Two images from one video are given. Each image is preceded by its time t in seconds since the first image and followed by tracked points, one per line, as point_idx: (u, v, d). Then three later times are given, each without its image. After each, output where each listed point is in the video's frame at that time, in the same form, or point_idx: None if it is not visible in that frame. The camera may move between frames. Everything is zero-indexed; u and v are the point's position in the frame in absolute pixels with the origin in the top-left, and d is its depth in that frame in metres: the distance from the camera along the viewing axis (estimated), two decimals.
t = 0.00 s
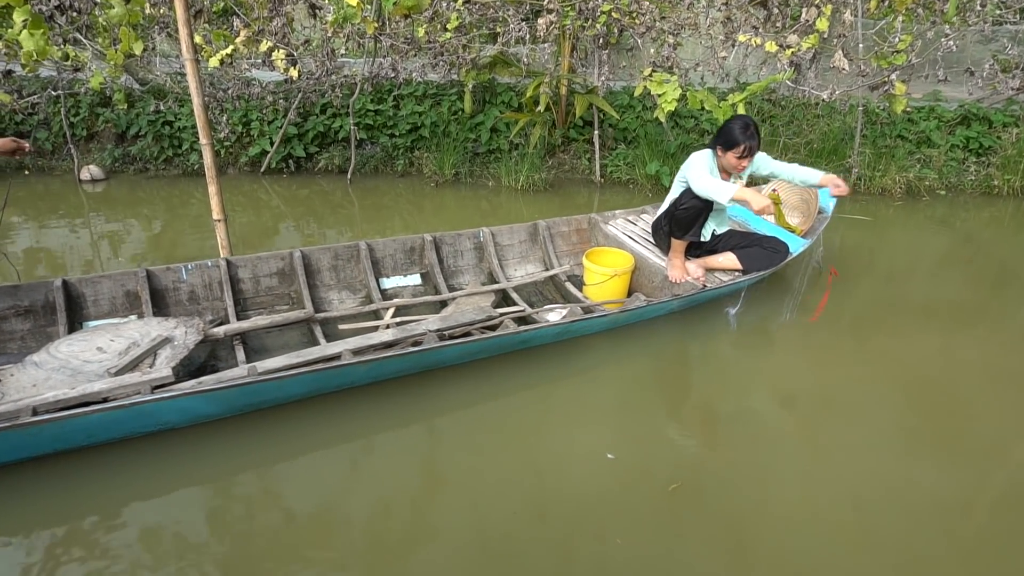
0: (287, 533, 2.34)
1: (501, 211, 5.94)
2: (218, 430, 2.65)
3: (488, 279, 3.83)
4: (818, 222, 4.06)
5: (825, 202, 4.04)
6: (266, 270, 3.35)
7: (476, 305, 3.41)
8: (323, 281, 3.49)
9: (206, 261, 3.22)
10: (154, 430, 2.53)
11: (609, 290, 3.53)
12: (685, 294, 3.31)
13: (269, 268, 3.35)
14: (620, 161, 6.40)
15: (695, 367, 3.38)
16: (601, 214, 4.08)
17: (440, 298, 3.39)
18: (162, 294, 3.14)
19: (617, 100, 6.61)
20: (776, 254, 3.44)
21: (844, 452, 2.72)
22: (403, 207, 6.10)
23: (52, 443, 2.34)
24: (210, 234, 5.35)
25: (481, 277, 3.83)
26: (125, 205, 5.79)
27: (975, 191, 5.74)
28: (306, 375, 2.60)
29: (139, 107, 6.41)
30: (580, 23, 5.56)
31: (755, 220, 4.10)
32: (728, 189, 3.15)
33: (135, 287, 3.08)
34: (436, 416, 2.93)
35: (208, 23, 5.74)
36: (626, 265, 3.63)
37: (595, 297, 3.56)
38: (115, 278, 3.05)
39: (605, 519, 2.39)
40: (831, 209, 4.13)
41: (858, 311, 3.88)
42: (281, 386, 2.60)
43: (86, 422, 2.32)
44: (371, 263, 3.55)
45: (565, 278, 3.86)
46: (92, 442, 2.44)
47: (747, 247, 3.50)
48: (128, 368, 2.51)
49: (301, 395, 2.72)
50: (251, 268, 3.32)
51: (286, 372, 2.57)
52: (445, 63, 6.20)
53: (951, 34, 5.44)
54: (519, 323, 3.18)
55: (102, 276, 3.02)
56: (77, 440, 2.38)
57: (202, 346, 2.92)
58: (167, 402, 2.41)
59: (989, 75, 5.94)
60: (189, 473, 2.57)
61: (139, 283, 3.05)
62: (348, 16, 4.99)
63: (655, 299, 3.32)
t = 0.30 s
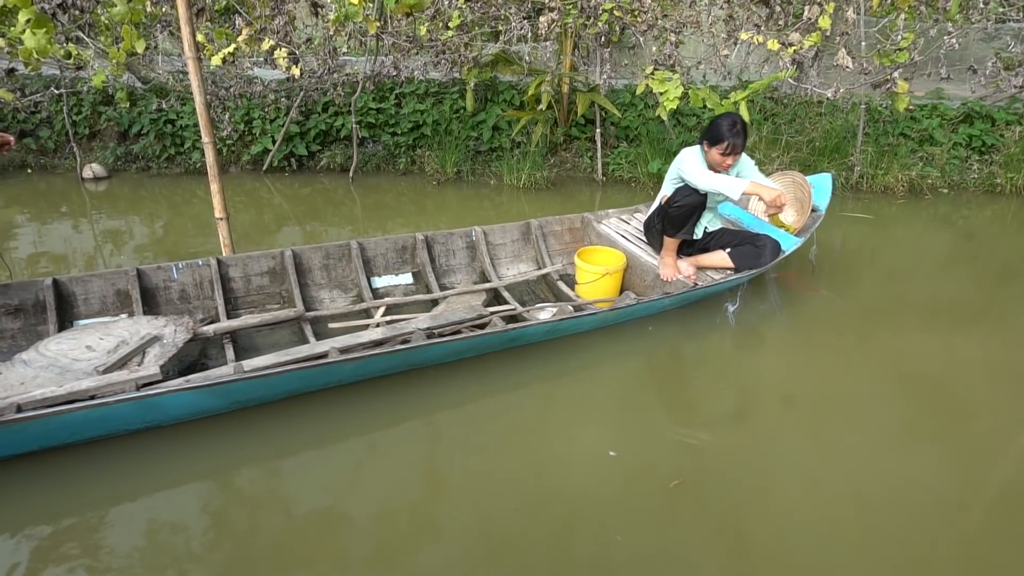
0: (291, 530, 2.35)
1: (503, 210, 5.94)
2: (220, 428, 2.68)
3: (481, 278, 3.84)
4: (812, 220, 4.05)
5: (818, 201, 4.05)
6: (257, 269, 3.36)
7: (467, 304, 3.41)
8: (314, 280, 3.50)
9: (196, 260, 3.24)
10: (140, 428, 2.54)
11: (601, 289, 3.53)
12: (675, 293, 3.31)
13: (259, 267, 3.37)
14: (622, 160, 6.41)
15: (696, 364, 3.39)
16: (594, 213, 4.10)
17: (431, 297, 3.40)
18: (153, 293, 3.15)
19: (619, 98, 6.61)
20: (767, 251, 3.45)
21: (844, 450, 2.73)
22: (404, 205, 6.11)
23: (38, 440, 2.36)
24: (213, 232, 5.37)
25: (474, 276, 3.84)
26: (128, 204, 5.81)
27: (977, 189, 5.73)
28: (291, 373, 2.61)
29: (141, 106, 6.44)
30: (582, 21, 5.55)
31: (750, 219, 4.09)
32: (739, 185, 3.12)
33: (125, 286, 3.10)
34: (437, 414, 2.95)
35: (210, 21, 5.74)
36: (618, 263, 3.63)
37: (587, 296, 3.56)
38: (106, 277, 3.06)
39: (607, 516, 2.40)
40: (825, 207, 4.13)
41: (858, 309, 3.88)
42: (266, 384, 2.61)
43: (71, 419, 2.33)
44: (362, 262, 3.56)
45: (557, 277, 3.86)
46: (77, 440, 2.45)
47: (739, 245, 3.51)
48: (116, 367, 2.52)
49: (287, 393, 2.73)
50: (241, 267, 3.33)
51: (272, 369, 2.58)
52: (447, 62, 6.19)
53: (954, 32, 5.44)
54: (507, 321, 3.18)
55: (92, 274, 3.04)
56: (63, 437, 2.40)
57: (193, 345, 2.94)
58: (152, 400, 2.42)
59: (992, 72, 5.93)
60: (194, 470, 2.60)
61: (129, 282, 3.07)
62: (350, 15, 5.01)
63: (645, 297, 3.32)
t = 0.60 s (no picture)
0: (296, 525, 2.37)
1: (506, 208, 5.95)
2: (224, 424, 2.71)
3: (473, 275, 3.85)
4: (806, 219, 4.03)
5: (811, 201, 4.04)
6: (248, 266, 3.38)
7: (458, 301, 3.41)
8: (306, 277, 3.52)
9: (188, 257, 3.26)
10: (128, 425, 2.56)
11: (593, 288, 3.54)
12: (664, 292, 3.31)
13: (251, 263, 3.38)
14: (625, 158, 6.41)
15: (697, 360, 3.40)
16: (587, 210, 4.10)
17: (422, 295, 3.41)
18: (144, 289, 3.17)
19: (622, 96, 6.61)
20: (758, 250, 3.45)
21: (846, 447, 2.74)
22: (407, 203, 6.12)
23: (26, 437, 2.37)
24: (216, 229, 5.39)
25: (466, 273, 3.85)
26: (131, 202, 5.82)
27: (981, 188, 5.72)
28: (279, 372, 2.62)
29: (145, 104, 6.45)
30: (585, 19, 5.54)
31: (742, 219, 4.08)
32: (715, 190, 3.20)
33: (116, 282, 3.11)
34: (440, 410, 2.97)
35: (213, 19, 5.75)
36: (610, 262, 3.65)
37: (580, 294, 3.57)
38: (97, 273, 3.08)
39: (610, 513, 2.41)
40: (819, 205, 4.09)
41: (859, 307, 3.89)
42: (254, 381, 2.62)
43: (59, 417, 2.34)
44: (354, 259, 3.57)
45: (549, 275, 3.86)
46: (66, 437, 2.47)
47: (730, 245, 3.52)
48: (105, 363, 2.52)
49: (274, 391, 2.74)
50: (233, 264, 3.34)
51: (259, 368, 2.59)
52: (449, 60, 6.18)
53: (958, 30, 5.42)
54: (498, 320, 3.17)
55: (83, 271, 3.05)
56: (51, 434, 2.41)
57: (184, 341, 2.97)
58: (137, 398, 2.43)
59: (996, 71, 5.91)
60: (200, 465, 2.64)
61: (120, 278, 3.09)
62: (353, 13, 5.01)
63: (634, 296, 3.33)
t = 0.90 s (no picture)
0: (303, 521, 2.38)
1: (511, 206, 5.95)
2: (229, 420, 2.73)
3: (467, 272, 3.85)
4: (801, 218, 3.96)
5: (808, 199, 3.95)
6: (242, 262, 3.38)
7: (451, 299, 3.41)
8: (300, 273, 3.52)
9: (181, 253, 3.27)
10: (117, 423, 2.57)
11: (587, 285, 3.55)
12: (657, 291, 3.30)
13: (244, 260, 3.38)
14: (630, 156, 6.39)
15: (702, 357, 3.39)
16: (583, 207, 4.07)
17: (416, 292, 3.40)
18: (137, 286, 3.18)
19: (627, 94, 6.59)
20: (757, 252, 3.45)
21: (852, 445, 2.73)
22: (411, 201, 6.12)
23: (16, 434, 2.38)
24: (222, 227, 5.40)
25: (460, 270, 3.85)
26: (137, 200, 5.84)
27: (988, 186, 5.68)
28: (269, 370, 2.62)
29: (150, 102, 6.46)
30: (590, 17, 5.52)
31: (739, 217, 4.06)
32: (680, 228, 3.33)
33: (109, 278, 3.13)
34: (445, 407, 2.98)
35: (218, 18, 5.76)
36: (605, 258, 3.67)
37: (574, 293, 3.58)
38: (90, 269, 3.09)
39: (616, 510, 2.42)
40: (815, 204, 4.01)
41: (865, 304, 3.87)
42: (244, 380, 2.62)
43: (49, 416, 2.35)
44: (348, 256, 3.57)
45: (544, 272, 3.85)
46: (56, 435, 2.48)
47: (727, 245, 3.51)
48: (97, 360, 2.54)
49: (264, 390, 2.74)
50: (226, 260, 3.35)
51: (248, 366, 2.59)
52: (454, 58, 6.17)
53: (966, 27, 5.39)
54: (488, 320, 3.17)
55: (77, 267, 3.07)
56: (42, 432, 2.42)
57: (176, 337, 2.99)
58: (126, 397, 2.44)
59: (1004, 68, 5.87)
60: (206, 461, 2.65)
61: (113, 275, 3.10)
62: (359, 10, 5.00)
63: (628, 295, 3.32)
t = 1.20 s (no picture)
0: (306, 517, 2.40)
1: (512, 204, 5.96)
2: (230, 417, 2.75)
3: (457, 271, 3.86)
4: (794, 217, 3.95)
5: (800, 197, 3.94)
6: (231, 261, 3.40)
7: (440, 298, 3.42)
8: (290, 272, 3.53)
9: (171, 252, 3.29)
10: (101, 422, 2.57)
11: (577, 285, 3.56)
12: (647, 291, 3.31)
13: (234, 259, 3.40)
14: (631, 155, 6.40)
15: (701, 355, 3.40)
16: (574, 206, 4.09)
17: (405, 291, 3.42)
18: (126, 284, 3.20)
19: (628, 92, 6.59)
20: (744, 251, 3.42)
21: (851, 443, 2.74)
22: (413, 200, 6.14)
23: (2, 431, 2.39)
24: (224, 226, 5.42)
25: (451, 269, 3.86)
26: (138, 198, 5.87)
27: (990, 184, 5.68)
28: (255, 369, 2.63)
29: (152, 100, 6.48)
30: (592, 15, 5.53)
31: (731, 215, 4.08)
32: (657, 233, 3.26)
33: (98, 277, 3.14)
34: (445, 405, 3.00)
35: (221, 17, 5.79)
36: (596, 257, 3.70)
37: (564, 293, 3.59)
38: (79, 268, 3.11)
39: (617, 507, 2.43)
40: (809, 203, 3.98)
41: (863, 303, 3.88)
42: (229, 378, 2.63)
43: (34, 414, 2.36)
44: (338, 255, 3.59)
45: (534, 271, 3.86)
46: (41, 433, 2.49)
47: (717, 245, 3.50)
48: (84, 358, 2.56)
49: (250, 388, 2.75)
50: (216, 259, 3.36)
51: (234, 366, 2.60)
52: (456, 57, 6.18)
53: (967, 26, 5.40)
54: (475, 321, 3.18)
55: (65, 265, 3.08)
56: (27, 430, 2.43)
57: (165, 336, 3.02)
58: (111, 396, 2.45)
59: (1006, 66, 5.87)
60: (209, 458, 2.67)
61: (102, 273, 3.12)
62: (361, 10, 5.01)
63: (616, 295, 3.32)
